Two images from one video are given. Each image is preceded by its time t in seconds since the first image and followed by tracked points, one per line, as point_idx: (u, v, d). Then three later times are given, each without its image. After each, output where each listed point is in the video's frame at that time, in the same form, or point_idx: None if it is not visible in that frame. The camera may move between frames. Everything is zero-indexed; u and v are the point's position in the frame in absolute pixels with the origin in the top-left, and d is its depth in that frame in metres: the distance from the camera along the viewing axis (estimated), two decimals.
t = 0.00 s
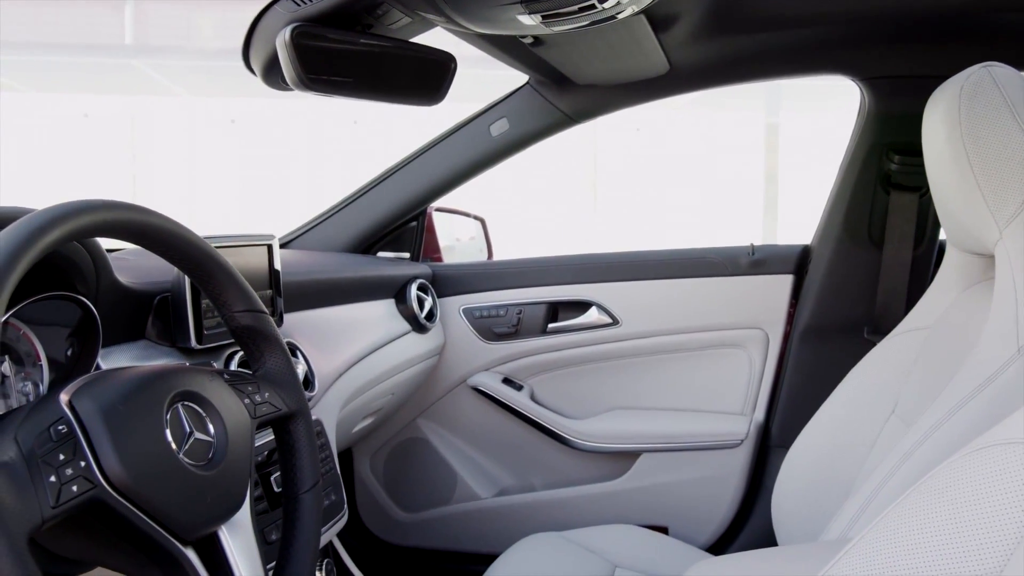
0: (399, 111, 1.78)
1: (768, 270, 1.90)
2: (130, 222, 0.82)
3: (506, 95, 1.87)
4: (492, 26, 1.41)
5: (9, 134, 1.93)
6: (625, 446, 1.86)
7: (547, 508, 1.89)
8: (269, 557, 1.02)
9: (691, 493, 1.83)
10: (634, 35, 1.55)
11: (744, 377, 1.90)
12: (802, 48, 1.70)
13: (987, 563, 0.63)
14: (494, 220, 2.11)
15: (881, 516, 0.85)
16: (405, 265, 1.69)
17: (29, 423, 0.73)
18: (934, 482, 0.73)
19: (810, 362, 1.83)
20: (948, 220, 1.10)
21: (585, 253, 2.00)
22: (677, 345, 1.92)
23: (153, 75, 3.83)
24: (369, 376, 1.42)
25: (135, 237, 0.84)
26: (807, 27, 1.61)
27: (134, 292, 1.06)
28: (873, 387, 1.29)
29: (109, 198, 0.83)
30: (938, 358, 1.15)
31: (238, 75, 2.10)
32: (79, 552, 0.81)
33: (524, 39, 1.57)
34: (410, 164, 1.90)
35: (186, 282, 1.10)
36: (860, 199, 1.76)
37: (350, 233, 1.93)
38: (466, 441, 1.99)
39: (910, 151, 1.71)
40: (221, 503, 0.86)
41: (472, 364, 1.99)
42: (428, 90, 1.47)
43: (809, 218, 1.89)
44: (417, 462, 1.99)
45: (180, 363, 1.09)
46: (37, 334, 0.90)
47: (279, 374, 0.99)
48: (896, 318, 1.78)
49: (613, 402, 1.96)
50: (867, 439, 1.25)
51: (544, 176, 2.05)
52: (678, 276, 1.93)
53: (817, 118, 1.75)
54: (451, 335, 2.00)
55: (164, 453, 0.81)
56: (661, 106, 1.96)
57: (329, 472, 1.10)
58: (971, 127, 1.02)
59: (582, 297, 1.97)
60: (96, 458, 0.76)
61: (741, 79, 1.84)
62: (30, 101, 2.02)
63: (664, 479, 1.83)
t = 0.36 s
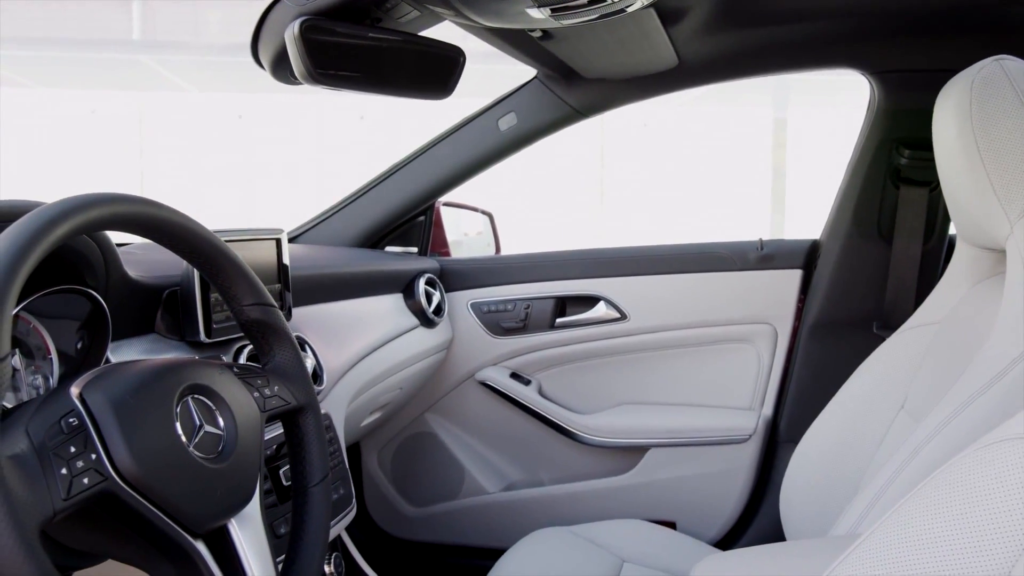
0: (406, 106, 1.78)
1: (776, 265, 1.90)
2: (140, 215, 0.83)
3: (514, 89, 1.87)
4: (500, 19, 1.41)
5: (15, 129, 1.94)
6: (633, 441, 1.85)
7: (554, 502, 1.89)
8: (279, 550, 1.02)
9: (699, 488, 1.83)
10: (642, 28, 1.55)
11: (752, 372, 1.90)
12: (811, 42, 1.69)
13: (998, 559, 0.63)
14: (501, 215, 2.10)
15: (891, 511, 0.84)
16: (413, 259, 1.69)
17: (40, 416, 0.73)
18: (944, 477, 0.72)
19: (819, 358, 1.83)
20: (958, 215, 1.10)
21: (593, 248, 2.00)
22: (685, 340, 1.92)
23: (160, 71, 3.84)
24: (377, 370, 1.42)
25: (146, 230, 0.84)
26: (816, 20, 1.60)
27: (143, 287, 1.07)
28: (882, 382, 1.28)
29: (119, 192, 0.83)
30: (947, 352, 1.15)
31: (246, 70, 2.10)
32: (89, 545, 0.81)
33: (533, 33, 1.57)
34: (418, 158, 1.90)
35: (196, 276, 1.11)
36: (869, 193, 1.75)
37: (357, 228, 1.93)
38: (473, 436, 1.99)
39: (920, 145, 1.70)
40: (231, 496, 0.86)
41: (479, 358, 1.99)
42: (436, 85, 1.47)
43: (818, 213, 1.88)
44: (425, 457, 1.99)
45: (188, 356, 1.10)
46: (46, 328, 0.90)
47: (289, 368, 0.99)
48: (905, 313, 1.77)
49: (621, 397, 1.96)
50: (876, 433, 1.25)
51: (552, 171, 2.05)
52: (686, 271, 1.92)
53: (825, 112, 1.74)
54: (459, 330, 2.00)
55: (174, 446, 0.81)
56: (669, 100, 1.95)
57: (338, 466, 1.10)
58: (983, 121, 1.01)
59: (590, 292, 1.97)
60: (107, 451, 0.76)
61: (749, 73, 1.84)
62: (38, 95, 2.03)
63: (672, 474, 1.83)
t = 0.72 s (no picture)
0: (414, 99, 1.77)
1: (784, 260, 1.89)
2: (149, 207, 0.83)
3: (522, 83, 1.86)
4: (509, 13, 1.41)
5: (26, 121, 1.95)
6: (640, 436, 1.85)
7: (561, 497, 1.89)
8: (288, 543, 1.02)
9: (707, 483, 1.83)
10: (651, 21, 1.54)
11: (760, 367, 1.90)
12: (820, 35, 1.69)
13: (1008, 554, 0.63)
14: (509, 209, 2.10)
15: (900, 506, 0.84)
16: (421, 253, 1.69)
17: (51, 409, 0.74)
18: (955, 472, 0.72)
19: (827, 353, 1.83)
20: (969, 209, 1.09)
21: (600, 242, 2.00)
22: (693, 334, 1.92)
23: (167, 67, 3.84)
24: (385, 364, 1.42)
25: (154, 224, 0.84)
26: (826, 13, 1.59)
27: (152, 280, 1.07)
28: (892, 376, 1.28)
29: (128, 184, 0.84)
30: (957, 346, 1.15)
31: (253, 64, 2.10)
32: (100, 537, 0.81)
33: (541, 27, 1.57)
34: (425, 153, 1.90)
35: (204, 268, 1.11)
36: (878, 188, 1.75)
37: (364, 223, 1.93)
38: (480, 431, 1.99)
39: (930, 139, 1.69)
40: (241, 489, 0.86)
41: (487, 353, 1.99)
42: (445, 78, 1.47)
43: (826, 207, 1.87)
44: (432, 451, 1.99)
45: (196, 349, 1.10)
46: (55, 320, 0.90)
47: (298, 361, 1.00)
48: (914, 308, 1.76)
49: (629, 392, 1.96)
50: (885, 427, 1.25)
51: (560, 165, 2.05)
52: (693, 265, 1.92)
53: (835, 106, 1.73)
54: (466, 324, 2.00)
55: (184, 438, 0.81)
56: (677, 95, 1.95)
57: (347, 459, 1.10)
58: (995, 114, 1.01)
59: (598, 286, 1.96)
60: (117, 443, 0.76)
61: (758, 67, 1.83)
62: (46, 89, 2.03)
63: (680, 469, 1.83)
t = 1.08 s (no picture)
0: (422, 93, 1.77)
1: (793, 254, 1.89)
2: (160, 200, 0.83)
3: (529, 77, 1.86)
4: (518, 6, 1.40)
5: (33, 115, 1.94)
6: (649, 430, 1.85)
7: (569, 491, 1.89)
8: (297, 536, 1.02)
9: (715, 478, 1.83)
10: (661, 14, 1.54)
11: (769, 361, 1.89)
12: (830, 28, 1.68)
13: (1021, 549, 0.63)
14: (516, 204, 2.10)
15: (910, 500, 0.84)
16: (429, 247, 1.69)
17: (61, 401, 0.74)
18: (968, 466, 0.72)
19: (836, 347, 1.82)
20: (980, 203, 1.08)
21: (608, 237, 1.99)
22: (701, 328, 1.91)
23: (173, 62, 3.85)
24: (394, 358, 1.42)
25: (164, 216, 0.84)
26: (836, 6, 1.59)
27: (160, 273, 1.07)
28: (901, 369, 1.27)
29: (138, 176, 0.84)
30: (967, 341, 1.14)
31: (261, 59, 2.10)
32: (110, 529, 0.81)
33: (550, 19, 1.56)
34: (433, 146, 1.89)
35: (213, 261, 1.11)
36: (889, 181, 1.74)
37: (372, 217, 1.92)
38: (488, 425, 1.99)
39: (940, 132, 1.68)
40: (250, 482, 0.86)
41: (494, 347, 1.99)
42: (453, 71, 1.46)
43: (835, 201, 1.87)
44: (440, 446, 1.99)
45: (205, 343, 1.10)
46: (65, 314, 0.91)
47: (307, 354, 1.00)
48: (924, 303, 1.76)
49: (637, 386, 1.96)
50: (894, 422, 1.24)
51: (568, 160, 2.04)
52: (701, 260, 1.92)
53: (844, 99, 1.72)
54: (474, 318, 1.99)
55: (194, 430, 0.81)
56: (685, 89, 1.94)
57: (356, 452, 1.11)
58: (1008, 107, 1.00)
59: (606, 280, 1.96)
60: (127, 436, 0.76)
61: (767, 61, 1.82)
62: (54, 83, 2.03)
63: (688, 463, 1.83)
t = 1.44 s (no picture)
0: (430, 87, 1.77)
1: (803, 249, 1.88)
2: (170, 193, 0.83)
3: (538, 70, 1.86)
4: None
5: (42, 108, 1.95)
6: (658, 424, 1.85)
7: (577, 485, 1.89)
8: (307, 529, 1.03)
9: (723, 473, 1.83)
10: (670, 7, 1.53)
11: (778, 355, 1.89)
12: (840, 21, 1.67)
13: None
14: (525, 198, 2.10)
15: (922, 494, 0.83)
16: (437, 241, 1.68)
17: (73, 393, 0.74)
18: (977, 460, 0.71)
19: (845, 341, 1.82)
20: (992, 195, 1.08)
21: (616, 231, 1.99)
22: (710, 323, 1.91)
23: (181, 56, 3.84)
24: (402, 352, 1.42)
25: (175, 209, 0.84)
26: None
27: (170, 266, 1.08)
28: (912, 362, 1.27)
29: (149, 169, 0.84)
30: (978, 334, 1.14)
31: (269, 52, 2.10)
32: (121, 521, 0.82)
33: (559, 12, 1.56)
34: (442, 140, 1.89)
35: (223, 254, 1.11)
36: (899, 175, 1.73)
37: (380, 211, 1.92)
38: (496, 419, 1.99)
39: (951, 126, 1.68)
40: (261, 474, 0.86)
41: (503, 341, 1.99)
42: (462, 65, 1.46)
43: (845, 195, 1.86)
44: (448, 439, 1.99)
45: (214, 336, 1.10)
46: (76, 306, 0.90)
47: (316, 347, 1.00)
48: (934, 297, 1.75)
49: (645, 380, 1.95)
50: (904, 416, 1.24)
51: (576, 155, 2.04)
52: (710, 254, 1.91)
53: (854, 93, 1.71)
54: (482, 312, 1.99)
55: (204, 422, 0.81)
56: (694, 82, 1.93)
57: (365, 446, 1.11)
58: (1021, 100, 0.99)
59: (614, 274, 1.96)
60: (138, 427, 0.77)
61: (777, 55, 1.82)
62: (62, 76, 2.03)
63: (696, 458, 1.83)
